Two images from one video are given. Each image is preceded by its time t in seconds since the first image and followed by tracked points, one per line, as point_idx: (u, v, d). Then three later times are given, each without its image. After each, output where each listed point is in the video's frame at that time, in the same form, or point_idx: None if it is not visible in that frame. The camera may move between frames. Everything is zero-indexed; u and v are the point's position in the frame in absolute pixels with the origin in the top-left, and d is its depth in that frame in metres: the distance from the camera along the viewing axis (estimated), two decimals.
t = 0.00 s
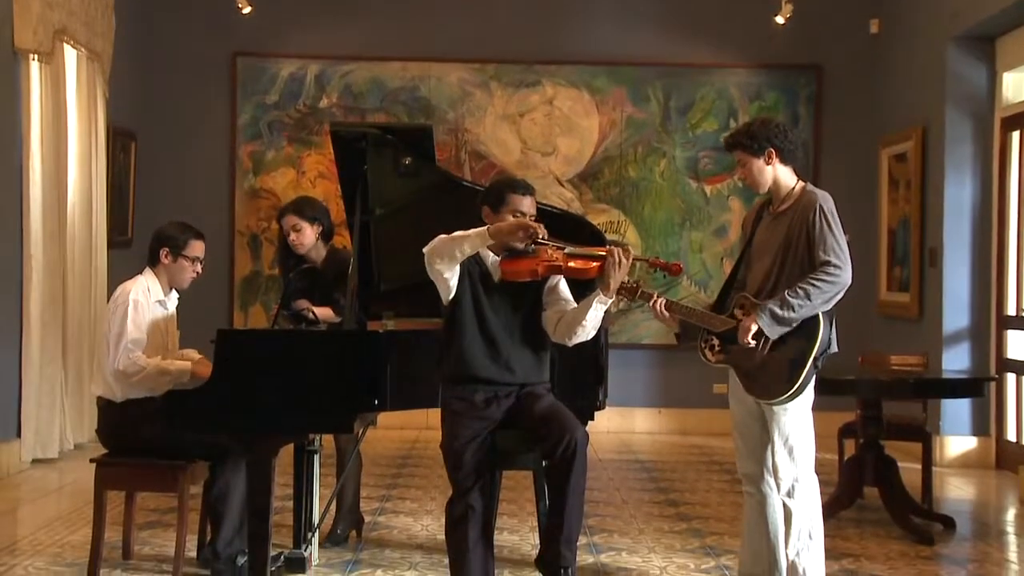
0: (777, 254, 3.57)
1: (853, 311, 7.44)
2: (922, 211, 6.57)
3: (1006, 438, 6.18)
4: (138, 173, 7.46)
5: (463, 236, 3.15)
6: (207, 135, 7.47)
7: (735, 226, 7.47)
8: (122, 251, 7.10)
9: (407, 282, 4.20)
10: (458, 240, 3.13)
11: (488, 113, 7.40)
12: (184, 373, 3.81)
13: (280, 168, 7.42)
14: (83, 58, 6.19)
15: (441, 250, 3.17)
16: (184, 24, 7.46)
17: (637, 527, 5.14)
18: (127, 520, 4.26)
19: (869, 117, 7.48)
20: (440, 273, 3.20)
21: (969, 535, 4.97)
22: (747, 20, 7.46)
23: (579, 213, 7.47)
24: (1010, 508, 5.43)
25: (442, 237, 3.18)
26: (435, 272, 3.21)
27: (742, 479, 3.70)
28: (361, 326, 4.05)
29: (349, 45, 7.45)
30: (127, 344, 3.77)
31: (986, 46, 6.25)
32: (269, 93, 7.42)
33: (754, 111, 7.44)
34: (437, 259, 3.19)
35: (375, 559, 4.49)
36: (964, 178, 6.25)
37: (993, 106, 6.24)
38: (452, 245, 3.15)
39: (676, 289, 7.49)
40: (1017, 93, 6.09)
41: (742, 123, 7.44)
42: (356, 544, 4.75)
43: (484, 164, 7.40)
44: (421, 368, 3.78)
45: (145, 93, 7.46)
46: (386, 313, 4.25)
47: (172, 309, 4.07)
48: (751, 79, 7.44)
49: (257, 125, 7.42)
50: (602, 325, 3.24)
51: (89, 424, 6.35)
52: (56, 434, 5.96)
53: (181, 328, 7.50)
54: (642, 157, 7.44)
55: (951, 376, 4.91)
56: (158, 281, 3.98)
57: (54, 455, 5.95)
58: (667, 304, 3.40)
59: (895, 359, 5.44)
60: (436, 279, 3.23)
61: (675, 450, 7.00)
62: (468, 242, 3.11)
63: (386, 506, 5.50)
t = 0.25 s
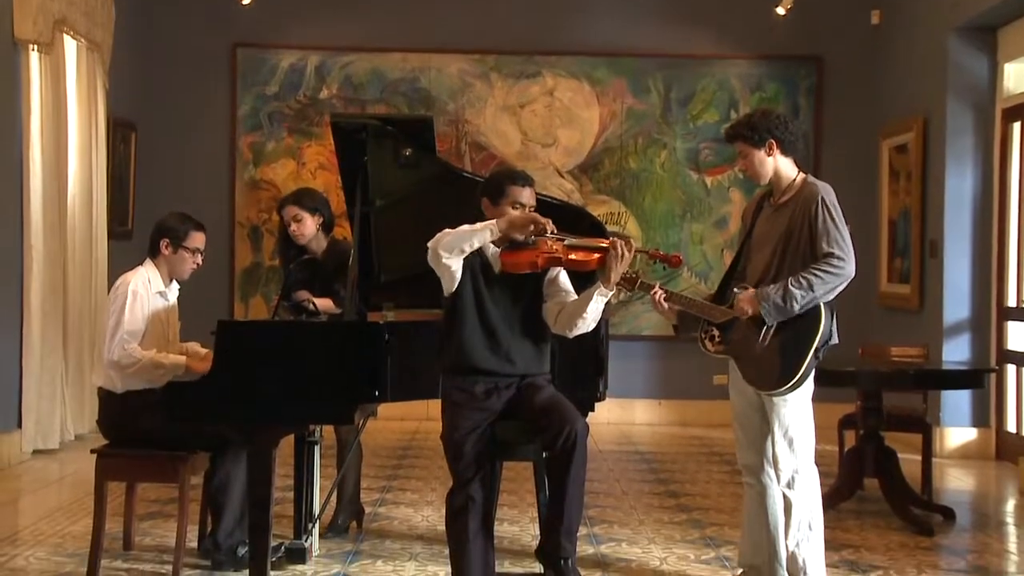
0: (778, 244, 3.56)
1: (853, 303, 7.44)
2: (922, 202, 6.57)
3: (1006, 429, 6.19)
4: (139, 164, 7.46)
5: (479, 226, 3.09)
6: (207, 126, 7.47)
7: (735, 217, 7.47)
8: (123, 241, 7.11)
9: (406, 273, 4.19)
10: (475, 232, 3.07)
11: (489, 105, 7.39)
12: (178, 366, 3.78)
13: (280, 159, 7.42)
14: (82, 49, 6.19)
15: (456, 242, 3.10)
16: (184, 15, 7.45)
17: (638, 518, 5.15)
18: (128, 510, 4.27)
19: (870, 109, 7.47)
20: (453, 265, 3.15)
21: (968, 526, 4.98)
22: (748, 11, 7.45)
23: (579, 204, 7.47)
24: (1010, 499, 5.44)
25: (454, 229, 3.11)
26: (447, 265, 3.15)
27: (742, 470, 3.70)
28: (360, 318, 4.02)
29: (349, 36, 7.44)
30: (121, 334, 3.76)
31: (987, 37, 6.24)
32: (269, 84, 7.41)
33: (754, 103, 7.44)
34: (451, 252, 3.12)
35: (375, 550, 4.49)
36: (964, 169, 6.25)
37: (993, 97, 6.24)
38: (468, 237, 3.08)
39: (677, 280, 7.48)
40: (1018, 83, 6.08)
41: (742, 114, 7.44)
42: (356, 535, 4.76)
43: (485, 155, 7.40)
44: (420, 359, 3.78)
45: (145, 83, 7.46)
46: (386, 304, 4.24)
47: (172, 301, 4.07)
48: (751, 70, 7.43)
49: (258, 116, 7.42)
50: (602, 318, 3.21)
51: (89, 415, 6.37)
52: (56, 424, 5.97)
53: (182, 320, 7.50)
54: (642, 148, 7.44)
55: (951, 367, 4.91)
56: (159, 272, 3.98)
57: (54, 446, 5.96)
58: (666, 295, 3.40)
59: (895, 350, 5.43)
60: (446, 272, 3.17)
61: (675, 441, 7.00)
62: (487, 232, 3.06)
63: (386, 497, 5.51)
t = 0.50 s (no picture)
0: (778, 235, 3.55)
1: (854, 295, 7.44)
2: (923, 193, 6.56)
3: (1006, 420, 6.20)
4: (139, 155, 7.45)
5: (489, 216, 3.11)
6: (208, 117, 7.46)
7: (736, 208, 7.46)
8: (123, 232, 7.11)
9: (407, 263, 4.19)
10: (484, 222, 3.08)
11: (490, 95, 7.38)
12: (183, 356, 3.76)
13: (281, 150, 7.41)
14: (83, 39, 6.18)
15: (466, 232, 3.09)
16: (184, 5, 7.44)
17: (638, 509, 5.15)
18: (129, 501, 4.27)
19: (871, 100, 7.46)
20: (461, 255, 3.12)
21: (969, 517, 4.98)
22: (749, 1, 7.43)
23: (579, 195, 7.46)
24: (1009, 490, 5.45)
25: (463, 219, 3.10)
26: (456, 255, 3.12)
27: (742, 461, 3.71)
28: (360, 309, 4.02)
29: (350, 27, 7.43)
30: (126, 326, 3.76)
31: (989, 28, 6.23)
32: (269, 75, 7.40)
33: (755, 94, 7.43)
34: (460, 242, 3.10)
35: (375, 540, 4.50)
36: (965, 161, 6.24)
37: (995, 88, 6.23)
38: (479, 227, 3.08)
39: (677, 271, 7.48)
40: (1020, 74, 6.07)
41: (743, 105, 7.43)
42: (356, 525, 4.76)
43: (485, 146, 7.39)
44: (420, 349, 3.78)
45: (146, 74, 7.45)
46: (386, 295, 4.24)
47: (172, 291, 4.06)
48: (752, 61, 7.42)
49: (258, 107, 7.41)
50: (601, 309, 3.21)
51: (90, 405, 6.37)
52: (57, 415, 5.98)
53: (182, 311, 7.50)
54: (643, 139, 7.43)
55: (951, 358, 4.91)
56: (159, 262, 3.98)
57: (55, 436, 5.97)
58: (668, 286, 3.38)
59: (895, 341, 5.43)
60: (453, 262, 3.14)
61: (675, 432, 7.01)
62: (496, 223, 3.09)
63: (386, 488, 5.52)
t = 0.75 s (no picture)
0: (779, 227, 3.54)
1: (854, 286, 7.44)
2: (924, 184, 6.56)
3: (1006, 411, 6.20)
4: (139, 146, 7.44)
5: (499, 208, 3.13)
6: (208, 108, 7.46)
7: (736, 199, 7.46)
8: (124, 223, 7.11)
9: (407, 254, 4.19)
10: (495, 213, 3.10)
11: (491, 87, 7.38)
12: (186, 347, 3.76)
13: (282, 140, 7.41)
14: (83, 30, 6.17)
15: (478, 222, 3.09)
16: None
17: (639, 500, 5.16)
18: (130, 491, 4.28)
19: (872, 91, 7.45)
20: (471, 246, 3.11)
21: (968, 508, 4.99)
22: None
23: (580, 186, 7.46)
24: (1009, 481, 5.45)
25: (473, 211, 3.11)
26: (465, 246, 3.11)
27: (742, 452, 3.72)
28: (363, 300, 4.06)
29: (350, 17, 7.41)
30: (129, 317, 3.75)
31: (991, 19, 6.22)
32: (270, 65, 7.40)
33: (756, 84, 7.42)
34: (471, 232, 3.10)
35: (376, 531, 4.51)
36: (966, 152, 6.24)
37: (996, 79, 6.22)
38: (490, 218, 3.10)
39: (678, 262, 7.48)
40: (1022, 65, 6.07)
41: (744, 96, 7.42)
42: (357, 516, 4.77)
43: (486, 137, 7.39)
44: (421, 340, 3.77)
45: (146, 65, 7.44)
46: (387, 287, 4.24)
47: (172, 282, 4.06)
48: (753, 52, 7.41)
49: (258, 98, 7.41)
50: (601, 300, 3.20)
51: (91, 396, 6.38)
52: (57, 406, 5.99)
53: (182, 302, 7.50)
54: (644, 130, 7.42)
55: (951, 350, 4.91)
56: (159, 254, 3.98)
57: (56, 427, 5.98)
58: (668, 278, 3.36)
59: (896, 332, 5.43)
60: (460, 253, 3.14)
61: (676, 424, 7.02)
62: (507, 213, 3.12)
63: (387, 479, 5.52)
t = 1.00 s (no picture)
0: (780, 219, 3.53)
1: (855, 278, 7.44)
2: (925, 175, 6.55)
3: (1007, 403, 6.21)
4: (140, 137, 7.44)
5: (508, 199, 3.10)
6: (209, 99, 7.45)
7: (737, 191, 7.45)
8: (125, 214, 7.11)
9: (407, 245, 4.18)
10: (503, 204, 3.07)
11: (491, 78, 7.37)
12: (182, 338, 3.77)
13: (282, 132, 7.40)
14: (83, 20, 6.17)
15: (488, 214, 3.05)
16: None
17: (639, 491, 5.16)
18: (131, 482, 4.28)
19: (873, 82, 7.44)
20: (479, 237, 3.09)
21: (969, 499, 4.99)
22: None
23: (580, 177, 7.45)
24: (1010, 472, 5.46)
25: (483, 203, 3.07)
26: (475, 237, 3.09)
27: (742, 443, 3.72)
28: (363, 292, 4.02)
29: (351, 8, 7.40)
30: (123, 307, 3.76)
31: (992, 9, 6.21)
32: (270, 56, 7.39)
33: (757, 76, 7.41)
34: (481, 224, 3.07)
35: (376, 522, 4.51)
36: (967, 143, 6.23)
37: (997, 70, 6.22)
38: (499, 209, 3.06)
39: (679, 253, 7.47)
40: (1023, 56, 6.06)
41: (745, 87, 7.41)
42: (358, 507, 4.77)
43: (487, 128, 7.38)
44: (422, 331, 3.77)
45: (146, 56, 7.43)
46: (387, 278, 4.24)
47: (173, 274, 4.06)
48: (754, 43, 7.40)
49: (259, 89, 7.40)
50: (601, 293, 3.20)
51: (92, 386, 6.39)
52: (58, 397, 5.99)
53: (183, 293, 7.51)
54: (645, 121, 7.41)
55: (952, 341, 4.91)
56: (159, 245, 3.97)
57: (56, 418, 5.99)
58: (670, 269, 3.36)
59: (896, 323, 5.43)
60: (468, 243, 3.11)
61: (676, 415, 7.02)
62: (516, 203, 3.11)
63: (388, 470, 5.53)
